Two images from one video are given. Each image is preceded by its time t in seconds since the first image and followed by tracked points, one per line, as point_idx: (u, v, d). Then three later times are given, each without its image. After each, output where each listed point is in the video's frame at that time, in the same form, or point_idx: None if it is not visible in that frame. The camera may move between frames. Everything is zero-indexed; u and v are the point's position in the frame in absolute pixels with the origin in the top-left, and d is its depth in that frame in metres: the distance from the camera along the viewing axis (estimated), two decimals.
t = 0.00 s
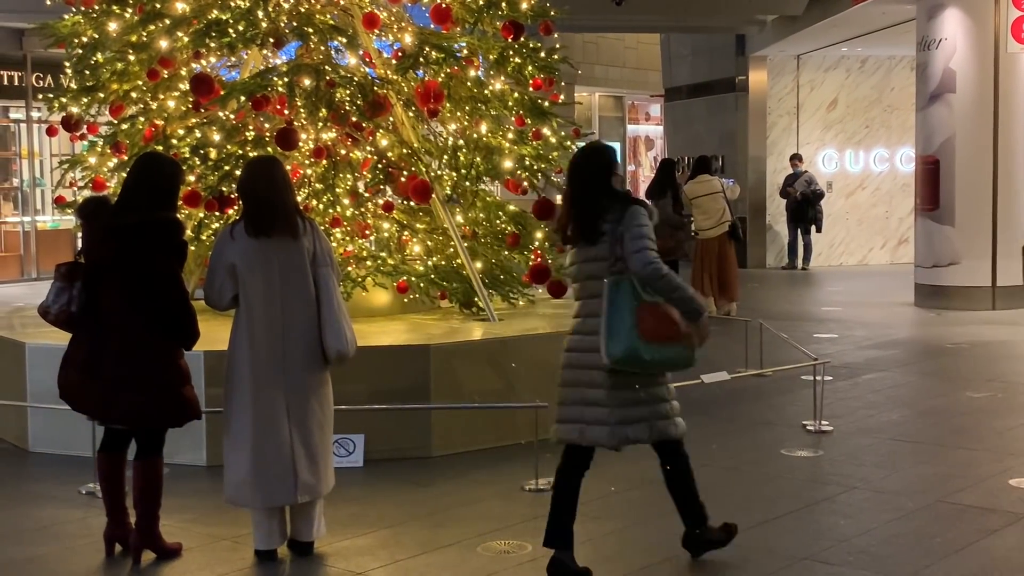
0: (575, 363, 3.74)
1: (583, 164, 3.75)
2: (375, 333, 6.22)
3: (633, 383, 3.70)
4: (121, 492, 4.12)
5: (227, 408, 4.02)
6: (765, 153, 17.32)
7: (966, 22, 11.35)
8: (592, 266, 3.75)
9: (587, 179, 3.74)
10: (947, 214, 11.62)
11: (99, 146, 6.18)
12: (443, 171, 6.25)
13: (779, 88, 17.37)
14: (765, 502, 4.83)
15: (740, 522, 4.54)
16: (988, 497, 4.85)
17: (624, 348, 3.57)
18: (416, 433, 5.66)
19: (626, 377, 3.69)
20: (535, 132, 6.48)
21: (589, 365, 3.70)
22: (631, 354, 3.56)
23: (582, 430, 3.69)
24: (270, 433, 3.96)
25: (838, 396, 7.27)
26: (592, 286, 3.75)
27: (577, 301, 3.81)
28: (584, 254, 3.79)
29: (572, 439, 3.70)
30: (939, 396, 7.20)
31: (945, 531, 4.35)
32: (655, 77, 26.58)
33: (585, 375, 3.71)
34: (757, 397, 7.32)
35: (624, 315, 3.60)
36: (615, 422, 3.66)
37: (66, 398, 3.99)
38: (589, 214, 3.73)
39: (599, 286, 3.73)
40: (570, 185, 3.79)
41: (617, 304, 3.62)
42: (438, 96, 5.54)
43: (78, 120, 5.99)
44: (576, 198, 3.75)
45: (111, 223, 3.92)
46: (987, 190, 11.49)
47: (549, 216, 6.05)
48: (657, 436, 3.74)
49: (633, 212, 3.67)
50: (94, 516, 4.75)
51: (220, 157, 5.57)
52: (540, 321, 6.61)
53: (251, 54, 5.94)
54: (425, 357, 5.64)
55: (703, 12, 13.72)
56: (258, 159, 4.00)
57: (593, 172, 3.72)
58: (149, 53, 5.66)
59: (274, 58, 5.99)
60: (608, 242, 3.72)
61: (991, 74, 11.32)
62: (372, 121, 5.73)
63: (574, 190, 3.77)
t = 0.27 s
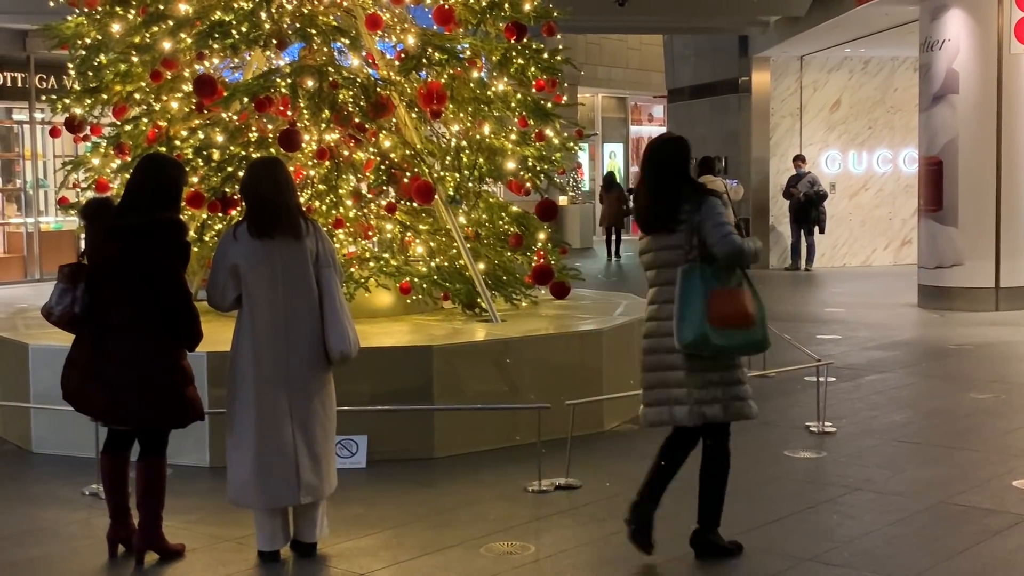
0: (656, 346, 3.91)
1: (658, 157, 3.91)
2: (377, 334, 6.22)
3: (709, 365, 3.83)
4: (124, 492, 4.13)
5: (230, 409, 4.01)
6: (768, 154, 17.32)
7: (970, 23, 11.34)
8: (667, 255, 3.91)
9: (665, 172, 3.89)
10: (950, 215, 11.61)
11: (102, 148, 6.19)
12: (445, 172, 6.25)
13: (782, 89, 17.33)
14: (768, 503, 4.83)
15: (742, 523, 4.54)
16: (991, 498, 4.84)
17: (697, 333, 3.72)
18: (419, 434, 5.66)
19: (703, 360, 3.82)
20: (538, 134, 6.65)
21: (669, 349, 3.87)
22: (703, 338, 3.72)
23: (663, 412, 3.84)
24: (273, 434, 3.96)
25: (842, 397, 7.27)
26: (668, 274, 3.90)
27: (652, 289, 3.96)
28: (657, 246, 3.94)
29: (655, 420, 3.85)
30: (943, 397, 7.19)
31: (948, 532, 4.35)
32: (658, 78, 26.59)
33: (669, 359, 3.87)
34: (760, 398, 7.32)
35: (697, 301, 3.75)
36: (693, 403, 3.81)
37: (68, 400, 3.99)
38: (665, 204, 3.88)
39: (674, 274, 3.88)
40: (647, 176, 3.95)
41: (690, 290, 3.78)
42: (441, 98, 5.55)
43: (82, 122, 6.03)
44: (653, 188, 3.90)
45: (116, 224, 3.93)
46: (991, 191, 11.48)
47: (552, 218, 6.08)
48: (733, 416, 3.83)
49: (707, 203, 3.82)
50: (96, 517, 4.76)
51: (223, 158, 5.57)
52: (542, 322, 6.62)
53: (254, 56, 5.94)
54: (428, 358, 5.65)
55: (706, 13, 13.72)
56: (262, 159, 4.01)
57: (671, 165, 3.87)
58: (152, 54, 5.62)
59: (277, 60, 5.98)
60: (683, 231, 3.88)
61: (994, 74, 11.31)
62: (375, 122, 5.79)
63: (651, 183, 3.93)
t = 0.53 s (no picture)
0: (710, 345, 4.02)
1: (721, 163, 3.98)
2: (380, 335, 6.22)
3: (767, 365, 3.97)
4: (127, 494, 4.13)
5: (233, 411, 4.02)
6: (770, 155, 17.33)
7: (971, 24, 11.34)
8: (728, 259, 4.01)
9: (730, 178, 3.97)
10: (952, 216, 11.63)
11: (104, 150, 6.17)
12: (448, 174, 6.21)
13: (784, 90, 17.36)
14: (770, 504, 4.83)
15: (745, 524, 4.54)
16: (994, 499, 4.84)
17: (770, 334, 3.85)
18: (421, 435, 5.66)
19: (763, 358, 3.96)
20: (540, 135, 6.61)
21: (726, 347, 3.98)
22: (776, 339, 3.85)
23: (722, 409, 3.96)
24: (276, 435, 3.96)
25: (844, 399, 7.27)
26: (728, 276, 4.00)
27: (711, 292, 4.05)
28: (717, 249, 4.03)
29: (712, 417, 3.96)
30: (945, 398, 7.19)
31: (950, 533, 4.35)
32: (660, 80, 26.61)
33: (723, 358, 3.98)
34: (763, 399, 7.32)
35: (769, 305, 3.88)
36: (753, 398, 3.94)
37: (71, 401, 3.99)
38: (730, 210, 3.98)
39: (737, 276, 3.99)
40: (708, 182, 4.02)
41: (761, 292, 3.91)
42: (443, 99, 5.55)
43: (83, 123, 6.01)
44: (718, 194, 3.98)
45: (117, 226, 3.93)
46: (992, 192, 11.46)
47: (554, 219, 6.08)
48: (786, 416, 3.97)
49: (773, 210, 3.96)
50: (100, 518, 4.77)
51: (225, 160, 5.59)
52: (544, 323, 6.62)
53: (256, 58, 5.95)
54: (430, 358, 5.65)
55: (708, 14, 13.72)
56: (263, 160, 4.01)
57: (738, 172, 3.95)
58: (154, 56, 5.67)
59: (279, 61, 6.00)
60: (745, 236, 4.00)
61: (996, 75, 11.30)
62: (377, 124, 5.73)
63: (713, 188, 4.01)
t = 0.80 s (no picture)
0: (761, 334, 4.37)
1: (774, 160, 4.37)
2: (381, 337, 6.21)
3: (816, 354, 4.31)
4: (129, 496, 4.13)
5: (234, 412, 4.01)
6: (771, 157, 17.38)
7: (973, 26, 11.35)
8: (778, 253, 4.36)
9: (783, 174, 4.33)
10: (955, 218, 11.63)
11: (106, 151, 6.12)
12: (450, 175, 6.28)
13: (785, 92, 17.43)
14: (772, 506, 4.82)
15: (747, 526, 4.53)
16: (996, 501, 4.83)
17: (822, 325, 4.17)
18: (423, 437, 5.65)
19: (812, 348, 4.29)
20: (541, 137, 6.60)
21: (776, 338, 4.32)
22: (828, 331, 4.17)
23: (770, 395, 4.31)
24: (278, 437, 3.96)
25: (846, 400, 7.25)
26: (778, 268, 4.36)
27: (759, 281, 4.42)
28: (770, 243, 4.39)
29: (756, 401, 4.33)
30: (947, 400, 7.18)
31: (952, 535, 4.34)
32: (662, 81, 26.61)
33: (770, 348, 4.35)
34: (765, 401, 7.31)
35: (817, 297, 4.20)
36: (800, 387, 4.27)
37: (73, 403, 4.00)
38: (782, 206, 4.33)
39: (785, 267, 4.34)
40: (762, 179, 4.38)
41: (811, 287, 4.22)
42: (445, 100, 5.54)
43: (86, 124, 6.00)
44: (771, 190, 4.34)
45: (118, 228, 3.93)
46: (995, 194, 11.46)
47: (556, 221, 6.08)
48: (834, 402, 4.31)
49: (821, 206, 4.27)
50: (102, 520, 4.76)
51: (227, 161, 5.59)
52: (546, 325, 6.60)
53: (259, 59, 5.97)
54: (432, 360, 5.64)
55: (710, 16, 13.72)
56: (266, 162, 4.01)
57: (791, 169, 4.31)
58: (156, 57, 5.64)
59: (281, 62, 6.05)
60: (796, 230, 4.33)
61: (999, 77, 11.29)
62: (379, 126, 5.74)
63: (766, 185, 4.37)
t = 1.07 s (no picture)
0: (807, 339, 4.52)
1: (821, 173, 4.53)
2: (385, 341, 6.21)
3: (864, 358, 4.48)
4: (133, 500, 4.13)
5: (239, 417, 4.02)
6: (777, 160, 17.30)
7: (977, 30, 11.34)
8: (824, 260, 4.50)
9: (832, 186, 4.50)
10: (958, 221, 11.60)
11: (111, 155, 6.16)
12: (453, 179, 6.32)
13: (790, 96, 17.36)
14: (776, 510, 4.82)
15: (752, 529, 4.53)
16: (1001, 505, 4.82)
17: (869, 331, 4.33)
18: (427, 441, 5.65)
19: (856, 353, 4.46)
20: (546, 140, 6.56)
21: (822, 343, 4.48)
22: (875, 336, 4.33)
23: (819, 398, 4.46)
24: (282, 441, 3.96)
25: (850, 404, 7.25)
26: (823, 275, 4.50)
27: (803, 287, 4.55)
28: (815, 251, 4.53)
29: (802, 405, 4.47)
30: (951, 403, 7.17)
31: (957, 538, 4.33)
32: (665, 85, 26.61)
33: (816, 353, 4.49)
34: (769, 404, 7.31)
35: (863, 305, 4.37)
36: (845, 390, 4.45)
37: (77, 407, 4.00)
38: (830, 215, 4.48)
39: (830, 275, 4.49)
40: (811, 189, 4.55)
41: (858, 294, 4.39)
42: (449, 105, 5.54)
43: (90, 129, 6.01)
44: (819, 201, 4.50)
45: (120, 232, 3.94)
46: (999, 197, 11.44)
47: (560, 225, 6.08)
48: (881, 404, 4.52)
49: (868, 217, 4.43)
50: (106, 524, 4.77)
51: (232, 166, 5.61)
52: (550, 329, 6.61)
53: (263, 63, 6.00)
54: (436, 364, 5.64)
55: (713, 20, 13.72)
56: (270, 167, 4.02)
57: (841, 180, 4.48)
58: (161, 62, 5.62)
59: (285, 67, 6.03)
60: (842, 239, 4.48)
61: (1002, 81, 11.28)
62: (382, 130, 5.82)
63: (814, 195, 4.53)
